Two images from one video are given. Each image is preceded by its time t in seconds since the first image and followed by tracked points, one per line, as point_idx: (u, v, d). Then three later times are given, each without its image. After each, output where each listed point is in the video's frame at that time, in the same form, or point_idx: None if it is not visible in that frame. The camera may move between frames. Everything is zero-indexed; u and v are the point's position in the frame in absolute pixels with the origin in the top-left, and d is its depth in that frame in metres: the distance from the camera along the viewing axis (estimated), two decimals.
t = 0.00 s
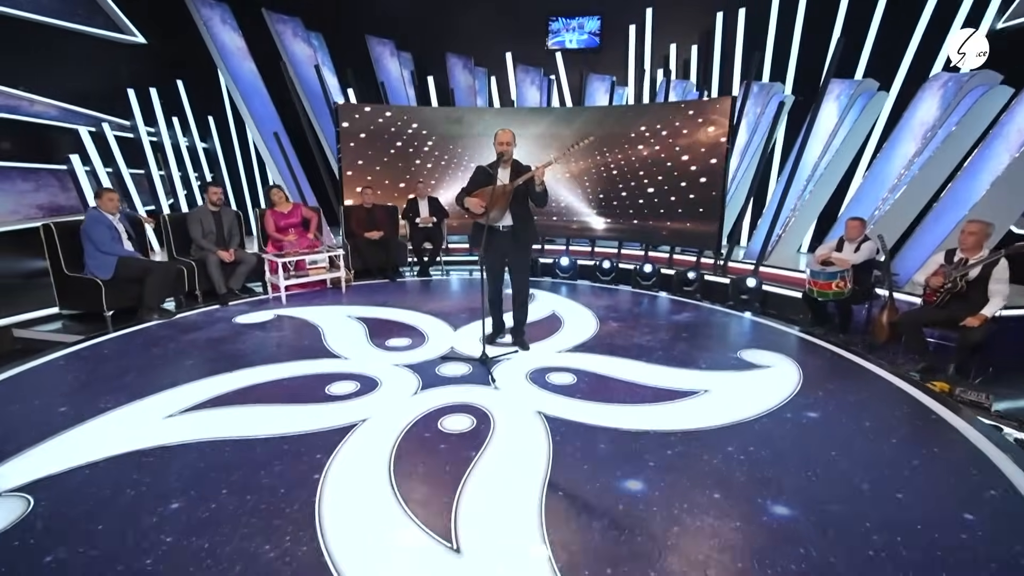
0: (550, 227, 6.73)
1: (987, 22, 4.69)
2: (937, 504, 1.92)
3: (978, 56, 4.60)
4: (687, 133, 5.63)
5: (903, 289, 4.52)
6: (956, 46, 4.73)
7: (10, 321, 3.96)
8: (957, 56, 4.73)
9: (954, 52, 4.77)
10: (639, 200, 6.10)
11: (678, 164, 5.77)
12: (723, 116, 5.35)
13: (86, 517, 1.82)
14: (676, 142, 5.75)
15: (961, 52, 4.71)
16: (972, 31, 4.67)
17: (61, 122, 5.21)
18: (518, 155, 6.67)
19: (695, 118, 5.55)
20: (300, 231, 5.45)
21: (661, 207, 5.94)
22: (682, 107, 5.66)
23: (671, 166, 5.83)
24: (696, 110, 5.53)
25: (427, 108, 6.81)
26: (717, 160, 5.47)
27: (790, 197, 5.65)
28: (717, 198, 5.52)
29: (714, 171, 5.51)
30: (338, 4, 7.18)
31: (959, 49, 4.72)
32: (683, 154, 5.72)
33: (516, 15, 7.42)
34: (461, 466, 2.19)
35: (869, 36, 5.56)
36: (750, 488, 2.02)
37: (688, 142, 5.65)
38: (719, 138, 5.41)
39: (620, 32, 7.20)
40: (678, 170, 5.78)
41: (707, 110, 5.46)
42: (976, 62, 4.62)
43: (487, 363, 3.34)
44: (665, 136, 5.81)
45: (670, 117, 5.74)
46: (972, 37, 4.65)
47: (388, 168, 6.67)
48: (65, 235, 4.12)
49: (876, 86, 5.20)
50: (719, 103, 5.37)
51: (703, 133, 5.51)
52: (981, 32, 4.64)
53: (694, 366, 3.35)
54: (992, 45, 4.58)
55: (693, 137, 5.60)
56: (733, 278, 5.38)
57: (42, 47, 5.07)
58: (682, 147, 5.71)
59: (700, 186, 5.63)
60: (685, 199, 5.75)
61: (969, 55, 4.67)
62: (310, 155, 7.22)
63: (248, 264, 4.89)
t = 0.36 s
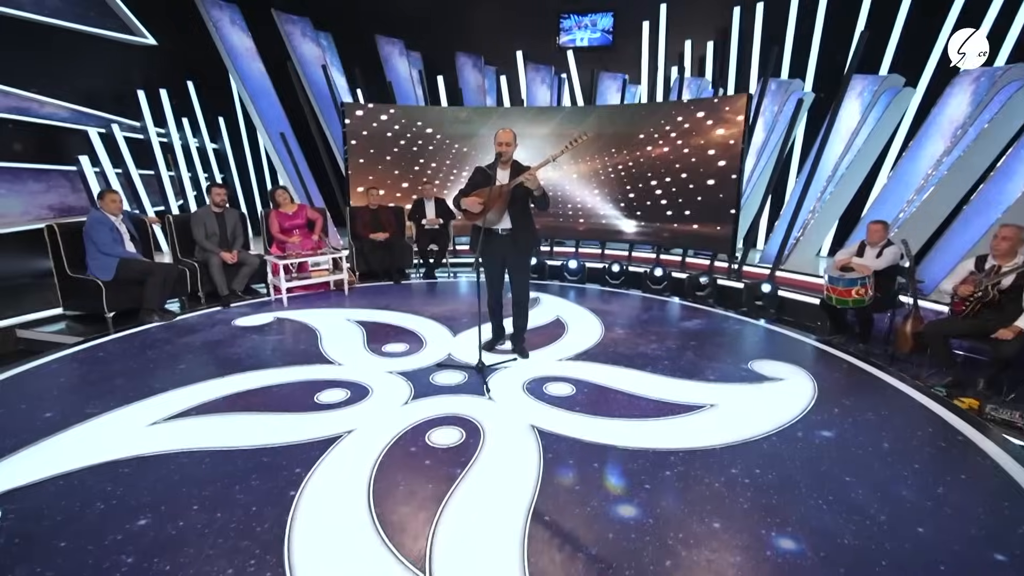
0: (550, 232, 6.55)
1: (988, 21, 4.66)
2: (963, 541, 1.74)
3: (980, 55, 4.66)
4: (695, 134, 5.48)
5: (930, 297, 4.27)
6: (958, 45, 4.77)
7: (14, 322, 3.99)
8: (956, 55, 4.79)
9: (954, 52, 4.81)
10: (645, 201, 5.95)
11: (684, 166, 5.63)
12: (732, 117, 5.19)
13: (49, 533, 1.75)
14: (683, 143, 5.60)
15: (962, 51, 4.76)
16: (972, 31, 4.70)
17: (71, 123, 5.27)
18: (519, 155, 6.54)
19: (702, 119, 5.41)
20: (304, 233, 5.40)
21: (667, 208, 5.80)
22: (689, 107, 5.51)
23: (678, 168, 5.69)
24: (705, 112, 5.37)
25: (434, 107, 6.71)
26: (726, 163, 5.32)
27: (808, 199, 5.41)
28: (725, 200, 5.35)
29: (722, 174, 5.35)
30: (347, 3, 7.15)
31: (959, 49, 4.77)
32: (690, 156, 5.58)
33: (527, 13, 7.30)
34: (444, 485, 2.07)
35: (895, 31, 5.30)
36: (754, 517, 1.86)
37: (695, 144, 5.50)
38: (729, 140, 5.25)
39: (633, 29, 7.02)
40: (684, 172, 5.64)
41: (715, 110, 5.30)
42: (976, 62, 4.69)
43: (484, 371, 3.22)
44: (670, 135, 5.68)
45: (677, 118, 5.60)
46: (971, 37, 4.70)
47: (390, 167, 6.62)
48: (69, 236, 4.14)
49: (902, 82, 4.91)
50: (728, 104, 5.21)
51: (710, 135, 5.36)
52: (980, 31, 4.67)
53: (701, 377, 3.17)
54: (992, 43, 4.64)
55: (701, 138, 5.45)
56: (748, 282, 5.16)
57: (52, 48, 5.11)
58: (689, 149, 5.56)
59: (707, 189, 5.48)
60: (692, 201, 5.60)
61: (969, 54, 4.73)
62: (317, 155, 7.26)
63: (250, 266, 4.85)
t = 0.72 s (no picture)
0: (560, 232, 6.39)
1: (988, 22, 4.59)
2: None
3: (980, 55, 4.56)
4: (710, 134, 5.32)
5: (967, 305, 3.98)
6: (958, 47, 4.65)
7: (26, 319, 4.03)
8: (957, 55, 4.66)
9: (954, 52, 4.71)
10: (659, 201, 5.79)
11: (698, 166, 5.48)
12: (748, 117, 5.01)
13: (19, 541, 1.69)
14: (697, 144, 5.45)
15: (962, 52, 4.64)
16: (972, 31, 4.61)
17: (88, 123, 5.34)
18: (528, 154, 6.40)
19: (717, 120, 5.25)
20: (314, 232, 5.37)
21: (679, 210, 5.63)
22: (704, 106, 5.36)
23: (691, 168, 5.52)
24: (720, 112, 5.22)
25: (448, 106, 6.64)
26: (741, 165, 5.14)
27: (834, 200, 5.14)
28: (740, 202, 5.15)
29: (736, 176, 5.18)
30: (362, 2, 7.11)
31: (959, 49, 4.66)
32: (704, 156, 5.42)
33: (544, 9, 7.16)
34: (430, 501, 1.96)
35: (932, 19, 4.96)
36: (763, 549, 1.69)
37: (710, 144, 5.35)
38: (745, 142, 5.07)
39: (653, 24, 6.81)
40: (698, 172, 5.48)
41: (731, 110, 5.13)
42: (976, 62, 4.58)
43: (484, 378, 3.09)
44: (683, 134, 5.53)
45: (690, 116, 5.47)
46: (972, 37, 4.60)
47: (396, 164, 6.56)
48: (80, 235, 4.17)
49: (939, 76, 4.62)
50: (745, 104, 5.03)
51: (725, 135, 5.21)
52: (981, 32, 4.59)
53: (714, 389, 2.98)
54: (992, 45, 4.54)
55: (716, 138, 5.29)
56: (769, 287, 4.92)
57: (71, 49, 5.20)
58: (704, 149, 5.41)
59: (720, 191, 5.30)
60: (705, 203, 5.42)
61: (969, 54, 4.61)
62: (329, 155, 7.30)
63: (259, 265, 4.84)
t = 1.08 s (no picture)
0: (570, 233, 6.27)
1: None
2: None
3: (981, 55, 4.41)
4: (724, 136, 5.13)
5: (1007, 318, 3.70)
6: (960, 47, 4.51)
7: (38, 319, 4.08)
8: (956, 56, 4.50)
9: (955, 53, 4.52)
10: (671, 203, 5.63)
11: (712, 169, 5.29)
12: (763, 121, 4.81)
13: None
14: (712, 146, 5.26)
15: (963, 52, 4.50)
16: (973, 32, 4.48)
17: (104, 125, 5.41)
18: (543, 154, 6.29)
19: (730, 122, 5.06)
20: (324, 235, 5.33)
21: (691, 213, 5.48)
22: (717, 107, 5.18)
23: (704, 171, 5.35)
24: (728, 110, 5.08)
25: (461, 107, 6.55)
26: (754, 168, 4.95)
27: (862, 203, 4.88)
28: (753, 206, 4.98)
29: (749, 181, 5.00)
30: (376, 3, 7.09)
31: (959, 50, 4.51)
32: (718, 159, 5.24)
33: (560, 8, 7.02)
34: (414, 524, 1.85)
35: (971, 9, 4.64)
36: None
37: (723, 147, 5.17)
38: (758, 146, 4.88)
39: (672, 21, 6.61)
40: (711, 175, 5.30)
41: (745, 112, 4.94)
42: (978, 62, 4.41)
43: (484, 389, 2.97)
44: (696, 135, 5.35)
45: (701, 116, 5.31)
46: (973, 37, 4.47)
47: (402, 164, 6.50)
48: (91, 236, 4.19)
49: (978, 73, 4.34)
50: (759, 106, 4.83)
51: (737, 137, 5.02)
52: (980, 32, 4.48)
53: (728, 405, 2.81)
54: None
55: (730, 140, 5.10)
56: (791, 294, 4.68)
57: (90, 53, 5.28)
58: (718, 152, 5.23)
59: (732, 194, 5.14)
60: (717, 206, 5.26)
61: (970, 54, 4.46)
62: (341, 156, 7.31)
63: (267, 267, 4.82)
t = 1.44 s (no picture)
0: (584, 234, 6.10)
1: None
2: None
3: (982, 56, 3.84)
4: (743, 138, 4.93)
5: None
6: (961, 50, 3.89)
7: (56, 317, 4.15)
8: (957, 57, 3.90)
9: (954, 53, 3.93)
10: (688, 205, 5.42)
11: (730, 171, 5.09)
12: (785, 124, 4.63)
13: None
14: (731, 148, 5.05)
15: (962, 52, 3.90)
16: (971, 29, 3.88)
17: (126, 126, 5.51)
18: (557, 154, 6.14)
19: (751, 124, 4.88)
20: (337, 236, 5.29)
21: (707, 216, 5.27)
22: (738, 109, 4.99)
23: (723, 173, 5.14)
24: (751, 111, 4.88)
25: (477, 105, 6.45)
26: (773, 171, 4.75)
27: (897, 206, 4.57)
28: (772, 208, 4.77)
29: (768, 184, 4.79)
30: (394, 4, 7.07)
31: (959, 49, 3.89)
32: (736, 161, 5.04)
33: (580, 5, 6.86)
34: (394, 547, 1.74)
35: None
36: None
37: (742, 148, 4.97)
38: (779, 148, 4.69)
39: (696, 16, 6.38)
40: (729, 178, 5.10)
41: (766, 114, 4.77)
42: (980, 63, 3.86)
43: (486, 400, 2.84)
44: (715, 135, 5.16)
45: (722, 116, 5.10)
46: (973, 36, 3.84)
47: (412, 163, 6.46)
48: (107, 236, 4.25)
49: None
50: (780, 109, 4.66)
51: (757, 140, 4.84)
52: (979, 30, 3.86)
53: (744, 423, 2.61)
54: None
55: (750, 143, 4.92)
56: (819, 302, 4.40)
57: (114, 55, 5.39)
58: (737, 154, 5.01)
59: (748, 198, 4.94)
60: (735, 208, 5.05)
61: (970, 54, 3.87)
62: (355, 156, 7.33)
63: (279, 268, 4.80)
